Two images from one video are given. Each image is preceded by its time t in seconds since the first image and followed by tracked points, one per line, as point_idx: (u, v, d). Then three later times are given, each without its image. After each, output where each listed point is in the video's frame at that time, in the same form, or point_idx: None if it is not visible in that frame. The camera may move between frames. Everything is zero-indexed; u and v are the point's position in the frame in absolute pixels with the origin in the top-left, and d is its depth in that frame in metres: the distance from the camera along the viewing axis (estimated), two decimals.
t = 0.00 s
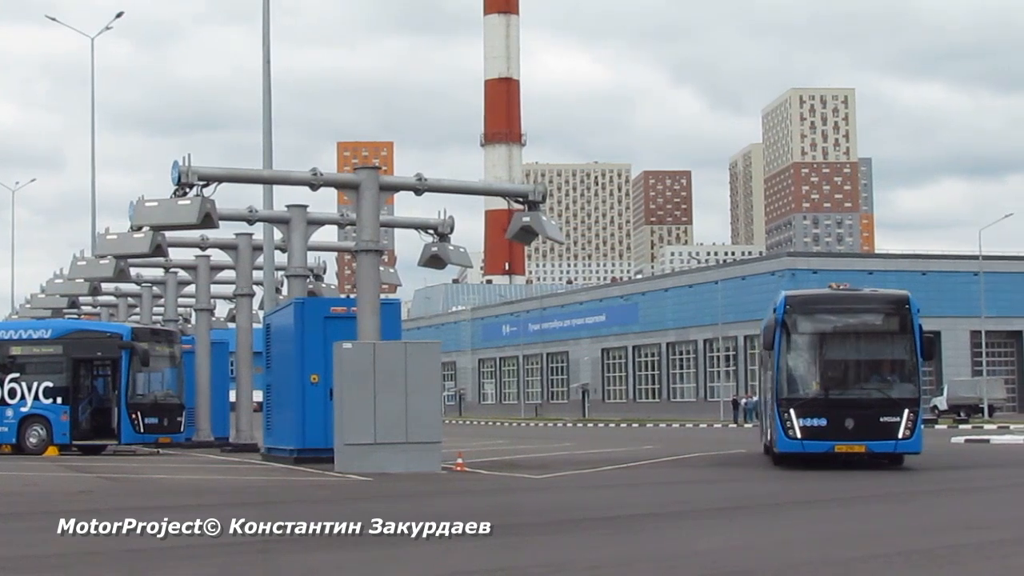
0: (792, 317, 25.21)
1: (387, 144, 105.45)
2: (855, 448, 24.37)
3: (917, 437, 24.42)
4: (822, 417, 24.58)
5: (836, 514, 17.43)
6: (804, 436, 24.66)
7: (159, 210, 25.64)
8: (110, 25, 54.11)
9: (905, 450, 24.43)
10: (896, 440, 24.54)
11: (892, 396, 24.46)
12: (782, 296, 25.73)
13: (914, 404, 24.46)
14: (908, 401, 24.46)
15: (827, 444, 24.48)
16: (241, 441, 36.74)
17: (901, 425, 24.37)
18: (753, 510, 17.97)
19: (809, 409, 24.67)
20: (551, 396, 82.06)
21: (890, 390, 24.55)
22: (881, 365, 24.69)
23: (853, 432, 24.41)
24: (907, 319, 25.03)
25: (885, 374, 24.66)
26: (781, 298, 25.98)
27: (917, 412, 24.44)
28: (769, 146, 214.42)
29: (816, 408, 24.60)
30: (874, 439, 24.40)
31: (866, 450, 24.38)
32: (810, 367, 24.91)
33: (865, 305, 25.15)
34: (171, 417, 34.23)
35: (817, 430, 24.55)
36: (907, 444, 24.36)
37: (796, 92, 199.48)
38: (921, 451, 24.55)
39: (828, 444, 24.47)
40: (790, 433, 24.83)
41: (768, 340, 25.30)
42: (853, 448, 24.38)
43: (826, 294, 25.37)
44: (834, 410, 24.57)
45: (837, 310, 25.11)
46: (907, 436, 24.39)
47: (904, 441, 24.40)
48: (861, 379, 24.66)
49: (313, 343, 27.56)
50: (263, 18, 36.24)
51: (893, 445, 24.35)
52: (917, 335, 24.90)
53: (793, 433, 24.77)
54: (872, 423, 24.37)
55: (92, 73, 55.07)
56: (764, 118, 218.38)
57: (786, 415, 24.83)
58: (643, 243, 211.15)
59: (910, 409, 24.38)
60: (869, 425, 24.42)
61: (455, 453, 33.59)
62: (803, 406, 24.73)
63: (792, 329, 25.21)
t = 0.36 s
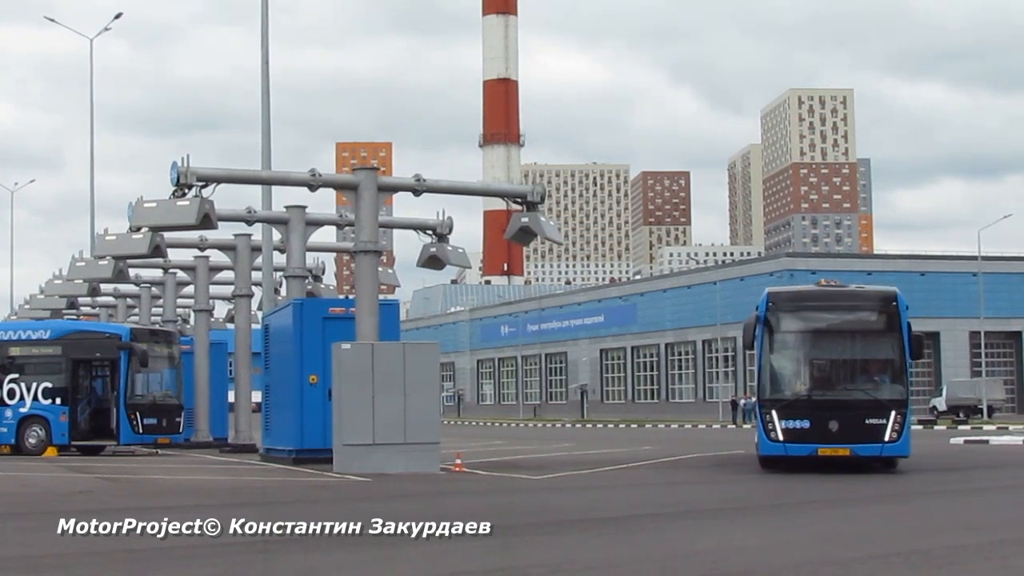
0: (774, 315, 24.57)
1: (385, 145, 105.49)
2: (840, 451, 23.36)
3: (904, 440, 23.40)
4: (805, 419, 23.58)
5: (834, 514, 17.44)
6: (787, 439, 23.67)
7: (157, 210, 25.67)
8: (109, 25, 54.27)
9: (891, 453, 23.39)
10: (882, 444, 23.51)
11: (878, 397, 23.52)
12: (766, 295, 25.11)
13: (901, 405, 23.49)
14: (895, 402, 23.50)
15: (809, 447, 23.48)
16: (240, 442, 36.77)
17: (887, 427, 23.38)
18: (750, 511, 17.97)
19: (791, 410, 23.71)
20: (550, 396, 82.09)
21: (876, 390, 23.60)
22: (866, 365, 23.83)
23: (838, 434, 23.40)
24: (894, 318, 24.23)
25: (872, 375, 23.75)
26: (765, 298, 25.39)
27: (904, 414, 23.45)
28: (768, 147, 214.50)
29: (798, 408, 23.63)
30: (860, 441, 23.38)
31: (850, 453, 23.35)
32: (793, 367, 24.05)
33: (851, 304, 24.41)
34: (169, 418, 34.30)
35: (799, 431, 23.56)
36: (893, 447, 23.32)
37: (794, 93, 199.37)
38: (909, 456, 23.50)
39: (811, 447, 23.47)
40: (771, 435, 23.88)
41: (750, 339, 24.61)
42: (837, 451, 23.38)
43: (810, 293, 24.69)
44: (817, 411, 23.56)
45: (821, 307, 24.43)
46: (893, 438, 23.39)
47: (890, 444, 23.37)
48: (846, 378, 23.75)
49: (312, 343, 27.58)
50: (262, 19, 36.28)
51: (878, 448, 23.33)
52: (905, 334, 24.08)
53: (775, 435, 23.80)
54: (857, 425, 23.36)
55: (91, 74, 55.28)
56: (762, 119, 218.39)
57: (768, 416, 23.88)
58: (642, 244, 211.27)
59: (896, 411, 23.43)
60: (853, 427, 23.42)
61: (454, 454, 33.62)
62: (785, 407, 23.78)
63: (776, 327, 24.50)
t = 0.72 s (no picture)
0: (756, 309, 23.93)
1: (387, 145, 105.58)
2: (823, 451, 22.82)
3: (890, 440, 22.83)
4: (786, 418, 23.04)
5: (834, 513, 17.44)
6: (768, 439, 23.14)
7: (158, 210, 25.68)
8: (109, 26, 54.32)
9: (876, 455, 22.83)
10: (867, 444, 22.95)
11: (864, 395, 22.94)
12: (748, 287, 24.45)
13: (887, 405, 22.93)
14: (881, 402, 22.92)
15: (791, 447, 22.92)
16: (242, 441, 36.81)
17: (872, 427, 22.83)
18: (750, 510, 17.97)
19: (772, 409, 23.16)
20: (552, 395, 82.09)
21: (862, 389, 23.03)
22: (850, 362, 23.26)
23: (820, 434, 22.85)
24: (881, 313, 23.61)
25: (857, 372, 23.18)
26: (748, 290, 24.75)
27: (890, 413, 22.89)
28: (769, 145, 214.41)
29: (780, 407, 23.08)
30: (844, 442, 22.84)
31: (834, 454, 22.81)
32: (776, 364, 23.49)
33: (836, 298, 23.83)
34: (172, 418, 34.37)
35: (782, 431, 23.01)
36: (878, 447, 22.77)
37: (795, 91, 198.69)
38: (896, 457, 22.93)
39: (794, 447, 22.91)
40: (753, 435, 23.34)
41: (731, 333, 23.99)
42: (820, 451, 22.84)
43: (794, 286, 24.03)
44: (799, 410, 23.01)
45: (805, 302, 23.81)
46: (878, 439, 22.82)
47: (875, 444, 22.81)
48: (830, 376, 23.17)
49: (313, 342, 27.59)
50: (262, 19, 36.29)
51: (862, 449, 22.77)
52: (892, 329, 23.50)
53: (756, 434, 23.26)
54: (840, 424, 22.82)
55: (91, 74, 55.37)
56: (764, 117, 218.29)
57: (749, 415, 23.33)
58: (644, 243, 211.26)
59: (881, 410, 22.87)
60: (837, 427, 22.88)
61: (455, 453, 33.62)
62: (768, 406, 23.23)
63: (757, 322, 23.87)
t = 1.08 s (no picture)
0: (729, 301, 23.06)
1: (387, 142, 105.58)
2: (797, 450, 22.09)
3: (868, 439, 22.11)
4: (760, 415, 22.28)
5: (834, 509, 17.46)
6: (741, 437, 22.41)
7: (159, 208, 25.69)
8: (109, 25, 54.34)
9: (852, 453, 22.11)
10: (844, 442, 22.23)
11: (841, 392, 22.22)
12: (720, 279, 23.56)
13: (865, 402, 22.20)
14: (859, 398, 22.20)
15: (766, 445, 22.21)
16: (244, 439, 36.88)
17: (849, 425, 22.11)
18: (751, 506, 17.98)
19: (746, 406, 22.42)
20: (553, 392, 82.12)
21: (839, 385, 22.28)
22: (827, 357, 22.47)
23: (794, 432, 22.11)
24: (859, 306, 22.85)
25: (836, 367, 22.41)
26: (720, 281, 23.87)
27: (869, 411, 22.17)
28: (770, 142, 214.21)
29: (755, 403, 22.32)
30: (820, 440, 22.11)
31: (809, 453, 22.08)
32: (751, 358, 22.67)
33: (812, 291, 23.04)
34: (173, 416, 34.47)
35: (755, 429, 22.26)
36: (856, 446, 22.04)
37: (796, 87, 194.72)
38: (874, 456, 22.19)
39: (768, 445, 22.20)
40: (725, 433, 22.56)
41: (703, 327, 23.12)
42: (794, 450, 22.11)
43: (768, 279, 23.19)
44: (774, 407, 22.26)
45: (781, 294, 22.97)
46: (855, 437, 22.10)
47: (852, 443, 22.09)
48: (805, 372, 22.37)
49: (315, 340, 27.61)
50: (262, 17, 36.28)
51: (839, 448, 22.04)
52: (870, 323, 22.75)
53: (729, 432, 22.48)
54: (816, 422, 22.10)
55: (92, 72, 55.43)
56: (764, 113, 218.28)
57: (721, 412, 22.54)
58: (644, 240, 211.14)
59: (858, 407, 22.15)
60: (812, 424, 22.14)
61: (456, 451, 33.66)
62: (741, 402, 22.47)
63: (730, 315, 23.03)
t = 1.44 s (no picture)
0: (695, 296, 22.09)
1: (390, 140, 105.66)
2: (767, 452, 21.25)
3: (841, 439, 21.26)
4: (729, 415, 21.43)
5: (837, 507, 17.45)
6: (709, 437, 21.58)
7: (161, 206, 25.68)
8: (112, 22, 54.48)
9: (825, 454, 21.26)
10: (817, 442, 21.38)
11: (814, 390, 21.35)
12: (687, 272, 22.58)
13: (838, 401, 21.35)
14: (832, 397, 21.34)
15: (734, 446, 21.37)
16: (246, 437, 36.90)
17: (821, 425, 21.25)
18: (753, 504, 17.97)
19: (715, 405, 21.55)
20: (556, 390, 82.14)
21: (812, 383, 21.41)
22: (799, 355, 21.56)
23: (764, 433, 21.25)
24: (832, 300, 21.93)
25: (809, 364, 21.53)
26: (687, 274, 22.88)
27: (842, 410, 21.32)
28: (773, 140, 214.16)
29: (724, 402, 21.46)
30: (791, 441, 21.25)
31: (780, 454, 21.23)
32: (719, 355, 21.73)
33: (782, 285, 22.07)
34: (175, 414, 34.15)
35: (724, 429, 21.41)
36: (828, 446, 21.19)
37: (799, 87, 195.36)
38: (847, 457, 21.35)
39: (736, 446, 21.35)
40: (693, 433, 21.75)
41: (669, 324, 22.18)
42: (764, 451, 21.27)
43: (737, 273, 22.23)
44: (743, 406, 21.39)
45: (750, 289, 21.99)
46: (828, 437, 21.25)
47: (825, 443, 21.23)
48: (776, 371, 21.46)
49: (316, 338, 27.61)
50: (266, 15, 36.30)
51: (811, 448, 21.17)
52: (844, 318, 21.83)
53: (697, 432, 21.65)
54: (787, 422, 21.24)
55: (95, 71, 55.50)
56: (766, 111, 218.46)
57: (689, 411, 21.70)
58: (646, 237, 211.07)
59: (830, 407, 21.31)
60: (784, 424, 21.27)
61: (459, 448, 33.66)
62: (710, 401, 21.60)
63: (699, 310, 22.03)
